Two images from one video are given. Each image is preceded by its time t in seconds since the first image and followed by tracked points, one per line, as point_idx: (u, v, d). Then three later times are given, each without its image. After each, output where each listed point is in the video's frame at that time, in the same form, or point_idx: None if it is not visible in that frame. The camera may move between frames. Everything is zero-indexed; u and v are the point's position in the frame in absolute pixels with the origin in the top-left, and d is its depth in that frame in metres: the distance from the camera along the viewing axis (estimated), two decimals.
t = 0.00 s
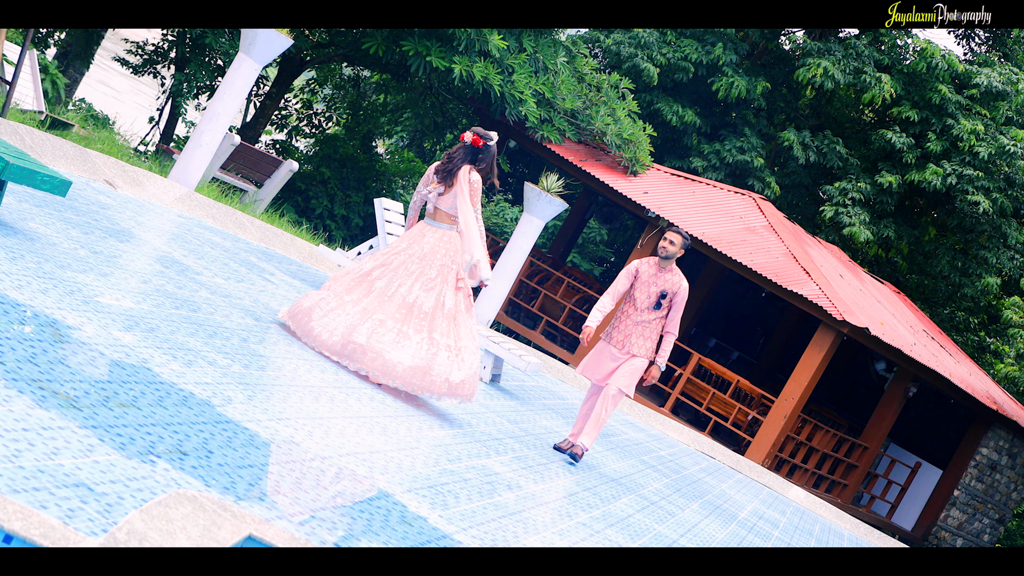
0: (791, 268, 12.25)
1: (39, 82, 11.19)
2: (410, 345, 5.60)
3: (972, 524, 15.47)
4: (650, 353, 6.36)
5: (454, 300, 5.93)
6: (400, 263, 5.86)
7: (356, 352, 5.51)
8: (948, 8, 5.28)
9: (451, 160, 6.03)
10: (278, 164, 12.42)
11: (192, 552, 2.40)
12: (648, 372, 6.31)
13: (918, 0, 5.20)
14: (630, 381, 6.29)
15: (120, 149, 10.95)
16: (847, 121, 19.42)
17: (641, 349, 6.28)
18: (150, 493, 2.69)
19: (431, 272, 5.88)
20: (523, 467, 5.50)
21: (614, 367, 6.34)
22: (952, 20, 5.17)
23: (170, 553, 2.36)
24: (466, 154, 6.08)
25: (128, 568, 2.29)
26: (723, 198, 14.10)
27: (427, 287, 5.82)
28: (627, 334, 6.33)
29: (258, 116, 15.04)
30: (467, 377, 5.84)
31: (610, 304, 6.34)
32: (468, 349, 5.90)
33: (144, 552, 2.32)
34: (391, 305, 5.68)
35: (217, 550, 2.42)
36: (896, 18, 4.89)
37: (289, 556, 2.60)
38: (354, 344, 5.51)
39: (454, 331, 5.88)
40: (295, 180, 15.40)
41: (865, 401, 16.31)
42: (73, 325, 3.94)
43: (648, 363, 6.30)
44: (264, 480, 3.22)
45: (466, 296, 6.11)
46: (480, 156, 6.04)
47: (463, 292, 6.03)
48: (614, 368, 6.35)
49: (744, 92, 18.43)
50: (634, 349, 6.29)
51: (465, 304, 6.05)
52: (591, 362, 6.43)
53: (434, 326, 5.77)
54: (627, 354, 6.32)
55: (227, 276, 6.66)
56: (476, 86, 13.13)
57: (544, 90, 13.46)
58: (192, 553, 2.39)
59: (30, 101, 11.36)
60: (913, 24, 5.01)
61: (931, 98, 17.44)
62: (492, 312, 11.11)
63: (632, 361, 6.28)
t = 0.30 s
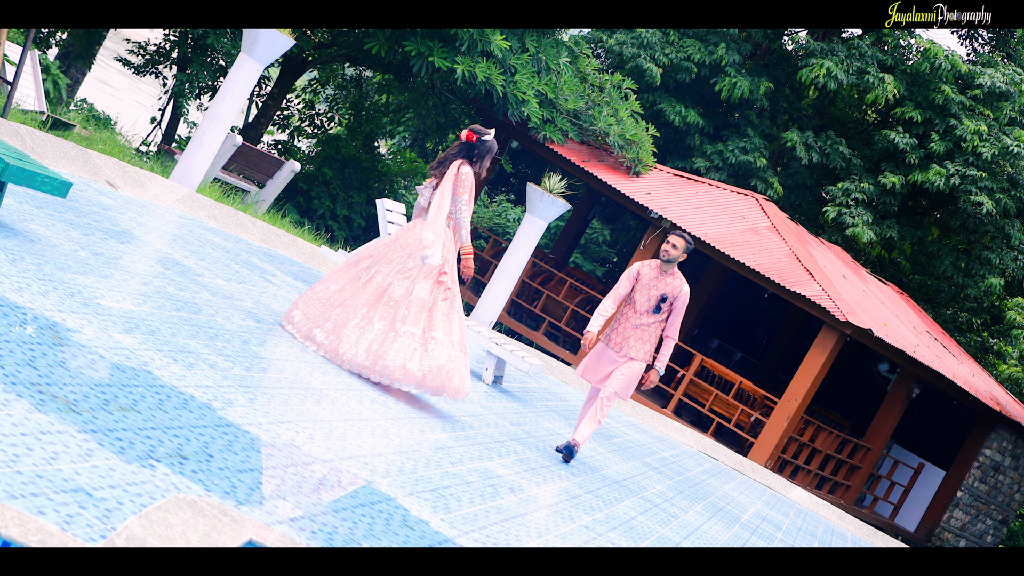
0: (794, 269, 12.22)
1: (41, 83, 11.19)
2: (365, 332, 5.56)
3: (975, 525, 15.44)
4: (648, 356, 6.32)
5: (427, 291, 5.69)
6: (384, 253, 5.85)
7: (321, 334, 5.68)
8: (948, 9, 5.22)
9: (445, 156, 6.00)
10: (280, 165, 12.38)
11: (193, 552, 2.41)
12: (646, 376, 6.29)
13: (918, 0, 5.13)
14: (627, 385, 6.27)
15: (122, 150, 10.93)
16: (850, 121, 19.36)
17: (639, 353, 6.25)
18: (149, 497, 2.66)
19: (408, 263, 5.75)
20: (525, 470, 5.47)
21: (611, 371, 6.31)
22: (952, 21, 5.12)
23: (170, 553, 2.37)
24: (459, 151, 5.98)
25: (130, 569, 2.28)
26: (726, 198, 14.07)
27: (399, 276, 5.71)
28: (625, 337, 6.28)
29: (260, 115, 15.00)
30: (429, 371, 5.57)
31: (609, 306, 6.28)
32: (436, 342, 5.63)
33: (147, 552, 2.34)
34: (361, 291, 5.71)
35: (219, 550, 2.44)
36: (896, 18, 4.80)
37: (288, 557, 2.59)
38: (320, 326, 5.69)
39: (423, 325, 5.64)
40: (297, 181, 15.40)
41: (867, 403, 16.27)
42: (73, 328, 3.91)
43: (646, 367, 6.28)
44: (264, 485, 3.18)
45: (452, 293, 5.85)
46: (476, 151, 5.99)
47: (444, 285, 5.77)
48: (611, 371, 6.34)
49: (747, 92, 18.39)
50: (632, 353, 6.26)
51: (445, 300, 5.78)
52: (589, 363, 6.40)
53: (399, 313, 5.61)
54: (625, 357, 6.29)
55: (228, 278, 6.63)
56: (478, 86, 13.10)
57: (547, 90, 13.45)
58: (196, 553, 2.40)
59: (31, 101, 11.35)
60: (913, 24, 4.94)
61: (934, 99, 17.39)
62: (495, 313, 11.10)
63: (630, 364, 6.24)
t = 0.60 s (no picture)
0: (798, 270, 12.17)
1: (42, 84, 11.17)
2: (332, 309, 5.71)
3: (979, 526, 15.41)
4: (647, 357, 6.27)
5: (394, 277, 5.69)
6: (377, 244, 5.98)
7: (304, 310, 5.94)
8: (947, 9, 5.10)
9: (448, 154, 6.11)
10: (282, 166, 12.34)
11: (192, 552, 2.41)
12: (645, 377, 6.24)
13: None
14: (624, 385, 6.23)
15: (124, 150, 10.91)
16: (853, 121, 19.30)
17: (638, 354, 6.21)
18: (148, 503, 2.63)
19: (391, 251, 5.82)
20: (527, 472, 5.44)
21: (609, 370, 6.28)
22: (953, 22, 5.01)
23: (169, 553, 2.37)
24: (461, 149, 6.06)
25: None
26: (729, 198, 14.03)
27: (378, 263, 5.79)
28: (624, 336, 6.24)
29: (262, 116, 14.96)
30: (378, 354, 5.50)
31: (610, 304, 6.24)
32: (388, 327, 5.54)
33: (147, 555, 2.33)
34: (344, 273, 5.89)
35: (220, 550, 2.43)
36: (896, 18, 4.67)
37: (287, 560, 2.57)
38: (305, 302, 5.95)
39: (384, 309, 5.61)
40: (299, 181, 15.39)
41: (871, 403, 16.21)
42: (72, 331, 3.88)
43: (645, 368, 6.24)
44: (264, 490, 3.15)
45: (428, 286, 5.77)
46: (473, 149, 5.97)
47: (416, 275, 5.73)
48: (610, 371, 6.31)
49: (750, 92, 18.34)
50: (630, 353, 6.22)
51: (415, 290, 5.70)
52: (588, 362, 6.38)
53: (363, 296, 5.67)
54: (623, 357, 6.25)
55: (229, 279, 6.60)
56: (481, 86, 13.06)
57: (550, 90, 13.40)
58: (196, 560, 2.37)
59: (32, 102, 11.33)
60: (913, 25, 4.85)
61: (938, 99, 17.30)
62: (497, 314, 11.07)
63: (628, 364, 6.19)
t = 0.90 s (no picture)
0: (800, 270, 12.14)
1: (43, 84, 11.16)
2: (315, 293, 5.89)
3: (981, 528, 15.40)
4: (648, 356, 6.17)
5: (372, 268, 5.78)
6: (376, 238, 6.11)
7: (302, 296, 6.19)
8: (948, 9, 5.12)
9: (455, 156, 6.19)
10: (284, 166, 12.32)
11: (177, 552, 2.42)
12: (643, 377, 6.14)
13: None
14: (622, 382, 6.16)
15: (125, 150, 10.90)
16: (856, 122, 19.26)
17: (636, 351, 6.12)
18: (147, 507, 2.61)
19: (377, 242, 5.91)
20: (529, 474, 5.42)
21: (607, 366, 6.23)
22: (952, 21, 5.02)
23: (159, 553, 2.39)
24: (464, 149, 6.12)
25: None
26: (731, 199, 14.00)
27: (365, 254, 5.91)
28: (624, 333, 6.19)
29: (264, 116, 14.94)
30: (340, 337, 5.58)
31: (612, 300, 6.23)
32: (355, 314, 5.61)
33: (147, 560, 2.35)
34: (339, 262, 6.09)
35: (216, 550, 2.47)
36: (896, 18, 4.69)
37: (285, 565, 2.56)
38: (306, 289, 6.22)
39: (355, 295, 5.70)
40: (301, 182, 15.40)
41: (874, 405, 16.18)
42: (71, 332, 3.87)
43: (644, 366, 6.15)
44: (264, 493, 3.12)
45: (407, 278, 5.77)
46: (472, 147, 5.99)
47: (394, 267, 5.76)
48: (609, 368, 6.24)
49: (753, 93, 18.31)
50: (628, 350, 6.14)
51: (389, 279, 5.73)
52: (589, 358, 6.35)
53: (341, 282, 5.80)
54: (622, 353, 6.19)
55: (230, 280, 6.59)
56: (483, 86, 13.04)
57: (552, 90, 13.37)
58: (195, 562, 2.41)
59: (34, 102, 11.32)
60: (913, 24, 4.86)
61: (940, 100, 17.27)
62: (500, 315, 11.06)
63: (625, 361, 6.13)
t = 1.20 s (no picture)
0: (804, 271, 12.08)
1: (45, 84, 11.16)
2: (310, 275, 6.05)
3: (985, 529, 15.34)
4: (650, 355, 6.08)
5: (355, 251, 5.81)
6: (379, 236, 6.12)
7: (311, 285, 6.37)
8: (948, 8, 5.04)
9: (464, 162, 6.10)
10: (286, 166, 12.29)
11: (180, 552, 2.41)
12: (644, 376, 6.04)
13: None
14: (623, 382, 6.07)
15: (127, 150, 10.88)
16: (859, 122, 19.22)
17: (636, 350, 6.03)
18: (145, 511, 2.58)
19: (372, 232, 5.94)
20: (532, 476, 5.38)
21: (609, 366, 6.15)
22: (953, 21, 4.94)
23: (165, 553, 2.39)
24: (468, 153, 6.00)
25: None
26: (735, 199, 13.96)
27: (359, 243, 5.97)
28: (625, 331, 6.11)
29: (266, 116, 14.94)
30: (309, 311, 5.66)
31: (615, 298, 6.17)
32: (326, 290, 5.66)
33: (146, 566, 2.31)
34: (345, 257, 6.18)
35: (219, 550, 2.46)
36: (896, 18, 4.62)
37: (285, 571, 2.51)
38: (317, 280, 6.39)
39: (333, 275, 5.76)
40: (303, 182, 15.37)
41: (878, 406, 16.11)
42: (70, 334, 3.84)
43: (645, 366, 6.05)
44: (265, 497, 3.09)
45: (386, 264, 5.72)
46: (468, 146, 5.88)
47: (375, 252, 5.76)
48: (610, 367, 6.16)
49: (756, 93, 18.26)
50: (628, 349, 6.05)
51: (367, 263, 5.73)
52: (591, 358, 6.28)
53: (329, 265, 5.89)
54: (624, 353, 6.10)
55: (231, 281, 6.56)
56: (485, 86, 13.01)
57: (555, 90, 13.33)
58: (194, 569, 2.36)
59: (35, 102, 11.31)
60: (913, 24, 4.79)
61: (944, 99, 17.23)
62: (502, 316, 11.03)
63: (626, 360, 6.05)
